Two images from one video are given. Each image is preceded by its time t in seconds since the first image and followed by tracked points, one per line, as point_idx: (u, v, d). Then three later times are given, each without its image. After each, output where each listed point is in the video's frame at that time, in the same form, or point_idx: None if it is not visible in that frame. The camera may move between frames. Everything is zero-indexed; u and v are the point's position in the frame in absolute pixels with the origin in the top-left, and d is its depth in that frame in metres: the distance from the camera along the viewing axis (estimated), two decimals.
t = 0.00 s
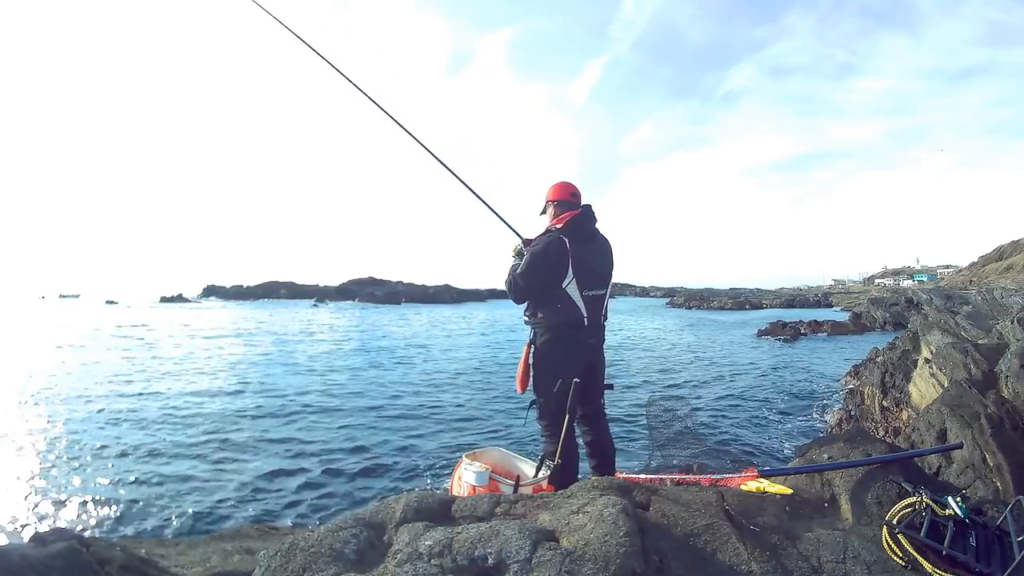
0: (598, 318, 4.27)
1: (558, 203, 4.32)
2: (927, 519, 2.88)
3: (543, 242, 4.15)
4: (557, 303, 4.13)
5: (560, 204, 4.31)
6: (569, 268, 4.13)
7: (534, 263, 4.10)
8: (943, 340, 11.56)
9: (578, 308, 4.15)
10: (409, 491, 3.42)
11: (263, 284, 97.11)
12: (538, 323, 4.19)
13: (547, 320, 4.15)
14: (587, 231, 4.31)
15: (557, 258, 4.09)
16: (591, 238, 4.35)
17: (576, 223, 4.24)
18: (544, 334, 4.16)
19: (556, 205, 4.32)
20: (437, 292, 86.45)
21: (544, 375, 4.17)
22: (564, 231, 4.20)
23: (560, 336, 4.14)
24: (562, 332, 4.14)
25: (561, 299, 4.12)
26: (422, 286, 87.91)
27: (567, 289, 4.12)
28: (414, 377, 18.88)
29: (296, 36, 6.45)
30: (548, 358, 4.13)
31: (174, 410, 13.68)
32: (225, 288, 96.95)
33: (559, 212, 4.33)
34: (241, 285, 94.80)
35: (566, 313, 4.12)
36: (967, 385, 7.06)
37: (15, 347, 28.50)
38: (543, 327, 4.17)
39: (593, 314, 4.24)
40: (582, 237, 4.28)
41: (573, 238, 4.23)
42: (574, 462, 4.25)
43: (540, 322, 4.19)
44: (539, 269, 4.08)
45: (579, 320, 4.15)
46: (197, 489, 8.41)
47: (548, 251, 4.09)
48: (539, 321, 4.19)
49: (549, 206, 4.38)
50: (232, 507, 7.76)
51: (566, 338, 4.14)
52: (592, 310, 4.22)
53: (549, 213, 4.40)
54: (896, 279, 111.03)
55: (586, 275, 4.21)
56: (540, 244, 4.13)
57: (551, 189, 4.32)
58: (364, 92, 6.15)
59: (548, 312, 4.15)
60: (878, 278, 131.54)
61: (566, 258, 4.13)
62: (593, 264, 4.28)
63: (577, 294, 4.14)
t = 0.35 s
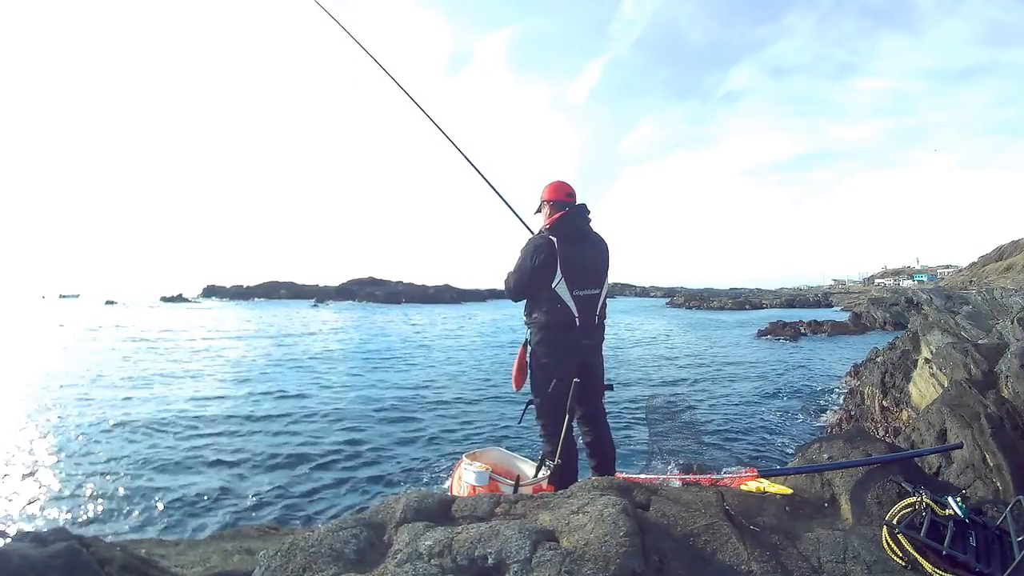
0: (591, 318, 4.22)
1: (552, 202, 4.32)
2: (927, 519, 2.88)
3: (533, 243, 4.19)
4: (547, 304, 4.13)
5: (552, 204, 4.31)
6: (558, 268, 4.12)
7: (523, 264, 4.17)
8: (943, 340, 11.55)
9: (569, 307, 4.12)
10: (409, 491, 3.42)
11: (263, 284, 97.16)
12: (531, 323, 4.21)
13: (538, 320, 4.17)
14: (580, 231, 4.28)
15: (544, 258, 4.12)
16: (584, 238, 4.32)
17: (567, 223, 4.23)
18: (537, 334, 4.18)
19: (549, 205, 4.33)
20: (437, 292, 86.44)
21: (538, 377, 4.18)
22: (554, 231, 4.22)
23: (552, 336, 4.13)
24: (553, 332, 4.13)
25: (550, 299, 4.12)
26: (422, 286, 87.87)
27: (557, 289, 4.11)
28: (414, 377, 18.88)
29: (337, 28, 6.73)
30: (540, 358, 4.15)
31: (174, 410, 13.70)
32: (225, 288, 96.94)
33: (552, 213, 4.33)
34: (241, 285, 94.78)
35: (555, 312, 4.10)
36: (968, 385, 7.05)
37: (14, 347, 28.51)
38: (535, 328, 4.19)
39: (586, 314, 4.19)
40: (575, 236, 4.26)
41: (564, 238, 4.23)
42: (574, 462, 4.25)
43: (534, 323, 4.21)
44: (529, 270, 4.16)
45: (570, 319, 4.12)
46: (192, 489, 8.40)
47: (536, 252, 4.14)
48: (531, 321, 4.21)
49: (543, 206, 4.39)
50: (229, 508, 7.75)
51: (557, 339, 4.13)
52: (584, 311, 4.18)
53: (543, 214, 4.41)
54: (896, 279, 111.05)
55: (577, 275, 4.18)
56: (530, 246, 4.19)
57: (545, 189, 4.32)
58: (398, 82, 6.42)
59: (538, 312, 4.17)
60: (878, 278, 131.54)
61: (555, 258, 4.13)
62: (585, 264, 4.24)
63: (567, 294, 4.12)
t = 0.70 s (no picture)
0: (589, 318, 4.20)
1: (550, 203, 4.32)
2: (927, 519, 2.89)
3: (530, 244, 4.21)
4: (544, 303, 4.13)
5: (549, 205, 4.32)
6: (554, 268, 4.13)
7: (520, 264, 4.20)
8: (943, 340, 11.56)
9: (567, 307, 4.11)
10: (409, 491, 3.42)
11: (263, 284, 97.18)
12: (530, 322, 4.22)
13: (536, 319, 4.18)
14: (577, 230, 4.27)
15: (541, 258, 4.14)
16: (583, 237, 4.31)
17: (564, 223, 4.22)
18: (535, 333, 4.19)
19: (548, 205, 4.31)
20: (437, 292, 86.44)
21: (537, 376, 4.20)
22: (551, 231, 4.22)
23: (550, 335, 4.13)
24: (551, 332, 4.13)
25: (548, 298, 4.11)
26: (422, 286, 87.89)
27: (554, 288, 4.11)
28: (414, 377, 18.89)
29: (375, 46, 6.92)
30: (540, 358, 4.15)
31: (174, 410, 13.69)
32: (225, 288, 96.99)
33: (549, 214, 4.34)
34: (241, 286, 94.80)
35: (552, 311, 4.10)
36: (968, 385, 7.06)
37: (14, 347, 28.53)
38: (533, 327, 4.20)
39: (584, 313, 4.17)
40: (572, 235, 4.26)
41: (562, 237, 4.23)
42: (575, 462, 4.26)
43: (532, 322, 4.23)
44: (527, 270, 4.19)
45: (568, 319, 4.11)
46: (192, 489, 8.40)
47: (533, 252, 4.17)
48: (530, 320, 4.22)
49: (542, 206, 4.37)
50: (230, 507, 7.77)
51: (555, 338, 4.13)
52: (582, 310, 4.17)
53: (542, 215, 4.41)
54: (896, 279, 111.06)
55: (575, 274, 4.17)
56: (527, 246, 4.22)
57: (543, 190, 4.31)
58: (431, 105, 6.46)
59: (536, 311, 4.18)
60: (878, 279, 131.56)
61: (551, 258, 4.14)
62: (583, 263, 4.24)
63: (564, 293, 4.11)
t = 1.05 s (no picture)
0: (591, 317, 4.20)
1: (551, 203, 4.32)
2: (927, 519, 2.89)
3: (533, 243, 4.21)
4: (546, 302, 4.13)
5: (551, 205, 4.32)
6: (556, 267, 4.13)
7: (522, 263, 4.20)
8: (943, 340, 11.56)
9: (569, 306, 4.12)
10: (409, 492, 3.41)
11: (263, 284, 97.20)
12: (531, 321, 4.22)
13: (538, 319, 4.18)
14: (579, 229, 4.27)
15: (543, 257, 4.14)
16: (585, 237, 4.31)
17: (566, 223, 4.22)
18: (537, 333, 4.19)
19: (548, 205, 4.31)
20: (437, 292, 86.45)
21: (539, 375, 4.19)
22: (553, 231, 4.22)
23: (551, 334, 4.13)
24: (552, 331, 4.12)
25: (550, 297, 4.11)
26: (422, 286, 87.88)
27: (556, 287, 4.11)
28: (414, 377, 18.88)
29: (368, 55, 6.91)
30: (542, 357, 4.15)
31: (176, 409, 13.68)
32: (225, 289, 97.00)
33: (550, 213, 4.33)
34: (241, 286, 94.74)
35: (554, 310, 4.10)
36: (968, 385, 7.06)
37: (14, 347, 28.53)
38: (535, 326, 4.19)
39: (586, 313, 4.18)
40: (575, 234, 4.26)
41: (564, 237, 4.23)
42: (575, 462, 4.26)
43: (534, 321, 4.22)
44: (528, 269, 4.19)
45: (569, 318, 4.11)
46: (196, 489, 8.39)
47: (535, 251, 4.17)
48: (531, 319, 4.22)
49: (543, 207, 4.37)
50: (230, 507, 7.77)
51: (557, 337, 4.13)
52: (584, 309, 4.17)
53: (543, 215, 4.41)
54: (896, 279, 111.06)
55: (577, 273, 4.18)
56: (528, 245, 4.21)
57: (544, 191, 4.32)
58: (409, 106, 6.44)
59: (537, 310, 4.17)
60: (878, 279, 131.57)
61: (554, 257, 4.14)
62: (585, 263, 4.24)
63: (566, 293, 4.12)
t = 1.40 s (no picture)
0: (595, 319, 4.21)
1: (559, 203, 4.33)
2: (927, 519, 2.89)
3: (540, 241, 4.21)
4: (551, 301, 4.12)
5: (559, 205, 4.32)
6: (563, 268, 4.12)
7: (529, 262, 4.21)
8: (943, 340, 11.56)
9: (575, 306, 4.11)
10: (408, 492, 3.42)
11: (263, 283, 97.27)
12: (534, 320, 4.21)
13: (542, 318, 4.17)
14: (586, 231, 4.27)
15: (551, 257, 4.14)
16: (591, 238, 4.31)
17: (574, 224, 4.22)
18: (540, 332, 4.18)
19: (556, 205, 4.33)
20: (437, 291, 86.46)
21: (541, 374, 4.19)
22: (561, 231, 4.22)
23: (554, 334, 4.12)
24: (556, 331, 4.12)
25: (555, 297, 4.11)
26: (422, 286, 87.87)
27: (563, 287, 4.11)
28: (415, 377, 18.89)
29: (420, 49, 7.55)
30: (545, 357, 4.15)
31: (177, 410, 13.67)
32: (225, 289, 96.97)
33: (558, 213, 4.34)
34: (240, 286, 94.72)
35: (560, 311, 4.09)
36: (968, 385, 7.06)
37: (15, 347, 28.57)
38: (539, 325, 4.18)
39: (590, 315, 4.18)
40: (582, 236, 4.26)
41: (572, 238, 4.23)
42: (575, 462, 4.25)
43: (537, 320, 4.21)
44: (536, 268, 4.20)
45: (574, 319, 4.11)
46: (198, 489, 8.39)
47: (543, 250, 4.16)
48: (534, 318, 4.20)
49: (550, 206, 4.36)
50: (229, 507, 7.77)
51: (561, 338, 4.12)
52: (588, 310, 4.17)
53: (550, 214, 4.42)
54: (896, 279, 111.05)
55: (583, 274, 4.17)
56: (535, 245, 4.21)
57: (550, 190, 4.32)
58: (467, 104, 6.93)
59: (542, 309, 4.16)
60: (878, 279, 131.57)
61: (561, 257, 4.13)
62: (591, 264, 4.24)
63: (572, 293, 4.11)
